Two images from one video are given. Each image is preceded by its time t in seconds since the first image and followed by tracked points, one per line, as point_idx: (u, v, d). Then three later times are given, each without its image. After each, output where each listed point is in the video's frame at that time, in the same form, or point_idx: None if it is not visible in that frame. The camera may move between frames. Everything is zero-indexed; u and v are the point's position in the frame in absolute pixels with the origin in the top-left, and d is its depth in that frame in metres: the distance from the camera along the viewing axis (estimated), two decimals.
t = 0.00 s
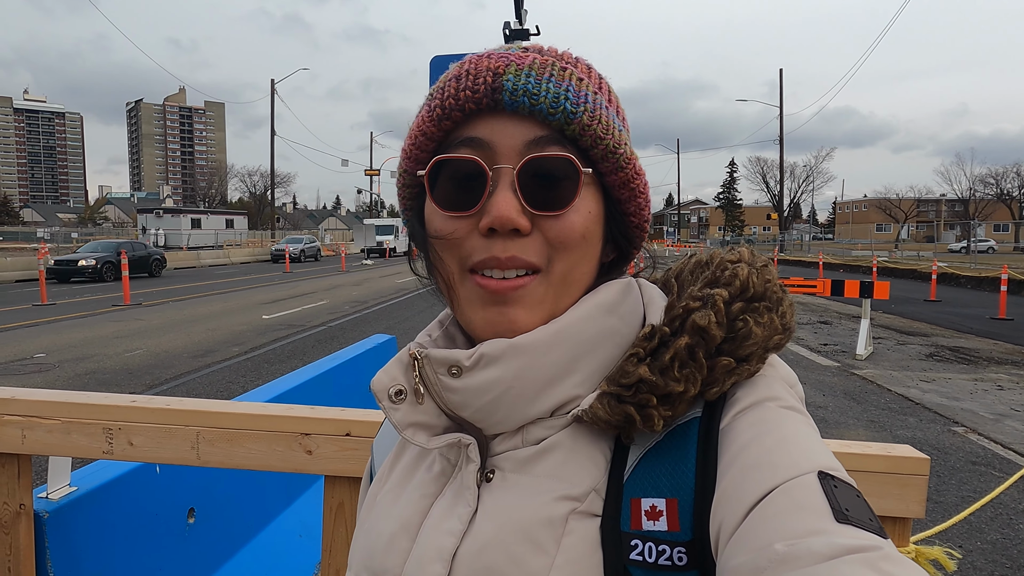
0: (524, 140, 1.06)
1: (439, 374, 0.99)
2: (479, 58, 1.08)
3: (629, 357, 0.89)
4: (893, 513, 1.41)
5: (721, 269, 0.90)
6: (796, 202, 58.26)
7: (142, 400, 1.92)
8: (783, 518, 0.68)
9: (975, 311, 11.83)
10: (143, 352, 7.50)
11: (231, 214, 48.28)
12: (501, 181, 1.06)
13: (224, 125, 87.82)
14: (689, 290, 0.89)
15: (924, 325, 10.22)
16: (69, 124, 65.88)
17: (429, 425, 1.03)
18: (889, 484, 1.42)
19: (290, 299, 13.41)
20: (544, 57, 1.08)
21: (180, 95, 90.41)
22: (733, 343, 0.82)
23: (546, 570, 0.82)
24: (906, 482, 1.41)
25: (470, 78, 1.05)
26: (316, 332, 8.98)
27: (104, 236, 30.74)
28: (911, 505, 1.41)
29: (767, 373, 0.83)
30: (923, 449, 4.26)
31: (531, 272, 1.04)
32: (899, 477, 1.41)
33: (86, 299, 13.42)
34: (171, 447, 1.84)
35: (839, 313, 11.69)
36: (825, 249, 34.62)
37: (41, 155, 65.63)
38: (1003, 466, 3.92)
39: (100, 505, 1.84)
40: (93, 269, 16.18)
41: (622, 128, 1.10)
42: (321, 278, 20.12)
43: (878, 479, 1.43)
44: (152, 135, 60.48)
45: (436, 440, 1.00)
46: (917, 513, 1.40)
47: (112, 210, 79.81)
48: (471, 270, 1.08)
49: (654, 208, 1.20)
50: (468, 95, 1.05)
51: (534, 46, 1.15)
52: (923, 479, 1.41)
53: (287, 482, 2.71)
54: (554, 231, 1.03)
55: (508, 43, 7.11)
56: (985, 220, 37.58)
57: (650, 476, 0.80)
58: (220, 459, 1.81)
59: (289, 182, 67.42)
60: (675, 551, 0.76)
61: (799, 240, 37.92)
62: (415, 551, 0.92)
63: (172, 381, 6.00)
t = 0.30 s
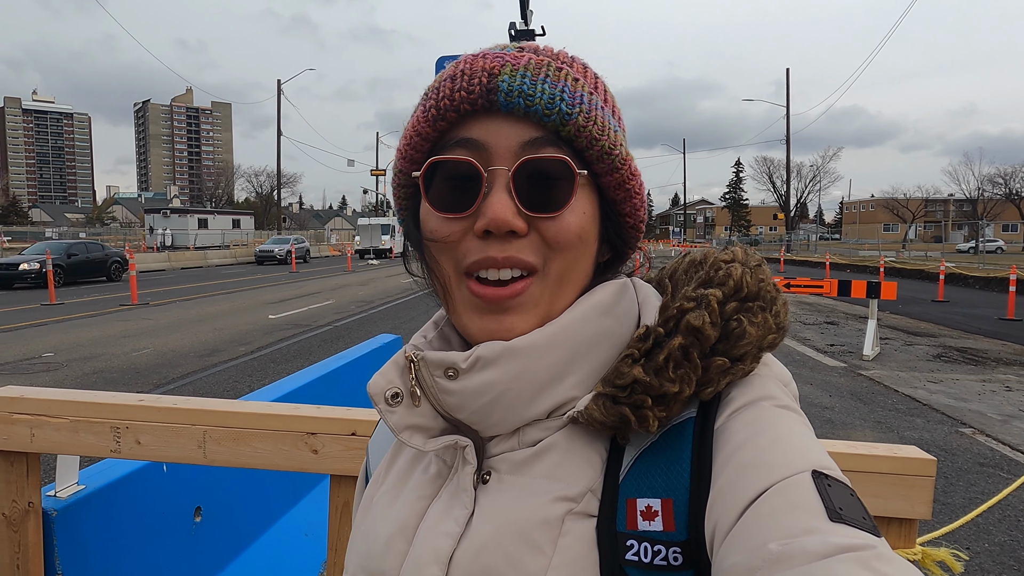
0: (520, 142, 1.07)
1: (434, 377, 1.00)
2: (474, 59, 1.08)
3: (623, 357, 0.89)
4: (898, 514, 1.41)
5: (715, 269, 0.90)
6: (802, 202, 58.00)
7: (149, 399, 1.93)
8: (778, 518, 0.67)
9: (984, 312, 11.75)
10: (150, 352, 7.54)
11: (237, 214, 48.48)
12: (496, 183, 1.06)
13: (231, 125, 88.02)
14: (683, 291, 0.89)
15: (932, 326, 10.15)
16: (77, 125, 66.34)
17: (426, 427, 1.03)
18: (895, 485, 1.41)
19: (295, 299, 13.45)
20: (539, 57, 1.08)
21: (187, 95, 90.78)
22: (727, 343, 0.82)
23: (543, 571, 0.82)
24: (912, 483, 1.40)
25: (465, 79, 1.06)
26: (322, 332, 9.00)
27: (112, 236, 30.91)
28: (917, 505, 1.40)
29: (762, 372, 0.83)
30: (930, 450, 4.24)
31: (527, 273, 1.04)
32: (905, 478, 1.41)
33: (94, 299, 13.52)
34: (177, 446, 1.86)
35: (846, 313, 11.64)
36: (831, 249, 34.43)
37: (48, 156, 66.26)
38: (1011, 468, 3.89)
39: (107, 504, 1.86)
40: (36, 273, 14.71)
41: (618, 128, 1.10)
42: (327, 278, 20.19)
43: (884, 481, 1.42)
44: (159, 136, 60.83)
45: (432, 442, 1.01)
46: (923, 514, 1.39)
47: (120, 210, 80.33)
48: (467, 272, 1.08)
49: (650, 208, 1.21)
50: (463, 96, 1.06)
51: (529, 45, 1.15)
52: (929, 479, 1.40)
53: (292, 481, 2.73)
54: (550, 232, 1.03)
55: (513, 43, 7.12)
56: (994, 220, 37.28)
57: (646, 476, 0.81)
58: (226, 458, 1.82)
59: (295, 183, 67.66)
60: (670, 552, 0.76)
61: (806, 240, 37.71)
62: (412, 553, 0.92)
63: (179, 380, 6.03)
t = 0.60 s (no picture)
0: (511, 152, 1.07)
1: (423, 390, 1.00)
2: (465, 70, 1.09)
3: (612, 370, 0.89)
4: (900, 520, 1.41)
5: (703, 282, 0.90)
6: (807, 203, 57.86)
7: (152, 403, 1.94)
8: (763, 529, 0.68)
9: (990, 313, 11.69)
10: (154, 353, 7.57)
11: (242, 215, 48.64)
12: (487, 193, 1.06)
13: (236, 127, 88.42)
14: (671, 304, 0.90)
15: (937, 328, 10.11)
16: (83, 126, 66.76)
17: (415, 440, 1.04)
18: (897, 491, 1.41)
19: (299, 300, 13.49)
20: (529, 68, 1.09)
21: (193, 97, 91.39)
22: (714, 356, 0.82)
23: None
24: (914, 489, 1.39)
25: (456, 90, 1.06)
26: (326, 334, 9.01)
27: (117, 237, 31.04)
28: (919, 511, 1.40)
29: (749, 384, 0.84)
30: (934, 453, 4.23)
31: (517, 283, 1.04)
32: (906, 483, 1.40)
33: (99, 300, 13.59)
34: (180, 450, 1.87)
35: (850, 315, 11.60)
36: (836, 251, 34.31)
37: (54, 157, 66.68)
38: (1016, 471, 3.87)
39: (110, 507, 1.87)
40: None
41: (608, 139, 1.11)
42: (331, 279, 20.23)
43: (886, 487, 1.42)
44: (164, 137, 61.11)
45: (422, 454, 1.01)
46: (926, 520, 1.39)
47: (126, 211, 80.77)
48: (457, 281, 1.09)
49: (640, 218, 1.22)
50: (454, 107, 1.06)
51: (520, 56, 1.15)
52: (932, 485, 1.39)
53: (295, 484, 2.74)
54: (540, 242, 1.04)
55: (516, 46, 7.13)
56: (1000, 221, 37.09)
57: (634, 488, 0.81)
58: (229, 462, 1.83)
59: (300, 184, 67.84)
60: (659, 564, 0.76)
61: (810, 241, 37.58)
62: (404, 563, 0.92)
63: (183, 382, 6.06)
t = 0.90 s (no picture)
0: (509, 149, 1.08)
1: (423, 385, 1.01)
2: (463, 66, 1.10)
3: (611, 364, 0.90)
4: (901, 518, 1.42)
5: (700, 276, 0.91)
6: (808, 204, 57.79)
7: (155, 401, 1.95)
8: (762, 520, 0.68)
9: (992, 315, 11.69)
10: (156, 354, 7.58)
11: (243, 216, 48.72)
12: (486, 189, 1.08)
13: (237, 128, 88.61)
14: (669, 298, 0.91)
15: (938, 329, 10.10)
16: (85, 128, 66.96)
17: (416, 434, 1.05)
18: (899, 489, 1.41)
19: (301, 301, 13.51)
20: (527, 64, 1.10)
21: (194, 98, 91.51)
22: (713, 349, 0.83)
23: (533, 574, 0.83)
24: (917, 487, 1.40)
25: (454, 86, 1.07)
26: (327, 335, 9.03)
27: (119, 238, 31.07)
28: (920, 510, 1.40)
29: (747, 376, 0.85)
30: (936, 453, 4.23)
31: (516, 278, 1.05)
32: (909, 481, 1.40)
33: (100, 300, 13.62)
34: (184, 447, 1.87)
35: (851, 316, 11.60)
36: (838, 252, 34.29)
37: (57, 159, 66.92)
38: (1018, 472, 3.87)
39: (113, 505, 1.87)
40: None
41: (606, 135, 1.11)
42: (332, 280, 20.21)
43: (888, 484, 1.42)
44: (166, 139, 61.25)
45: (422, 448, 1.02)
46: (926, 518, 1.39)
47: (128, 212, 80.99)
48: (456, 276, 1.10)
49: (639, 213, 1.22)
50: (452, 104, 1.07)
51: (518, 52, 1.16)
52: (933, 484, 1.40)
53: (298, 482, 2.74)
54: (539, 239, 1.04)
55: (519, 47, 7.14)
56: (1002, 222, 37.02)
57: (632, 481, 0.82)
58: (232, 460, 1.83)
59: (301, 185, 67.93)
60: (658, 555, 0.77)
61: (812, 242, 37.54)
62: (405, 557, 0.93)
63: (185, 382, 6.07)
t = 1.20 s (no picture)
0: (509, 145, 1.08)
1: (426, 382, 1.01)
2: (462, 63, 1.10)
3: (613, 361, 0.90)
4: (904, 517, 1.42)
5: (703, 272, 0.91)
6: (808, 205, 57.79)
7: (158, 401, 1.95)
8: (766, 516, 0.69)
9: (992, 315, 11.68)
10: (157, 354, 7.60)
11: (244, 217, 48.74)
12: (486, 186, 1.08)
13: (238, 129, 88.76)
14: (671, 294, 0.91)
15: (939, 330, 10.11)
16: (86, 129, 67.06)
17: (419, 431, 1.05)
18: (903, 489, 1.41)
19: (302, 301, 13.53)
20: (526, 60, 1.10)
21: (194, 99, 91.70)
22: (716, 345, 0.83)
23: (536, 572, 0.83)
24: (920, 486, 1.40)
25: (453, 83, 1.08)
26: (328, 335, 9.04)
27: (120, 239, 31.10)
28: (924, 509, 1.40)
29: (750, 372, 0.85)
30: (937, 454, 4.23)
31: (516, 274, 1.05)
32: (912, 481, 1.41)
33: (101, 301, 13.65)
34: (187, 447, 1.87)
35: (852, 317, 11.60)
36: (839, 253, 34.28)
37: (58, 159, 67.00)
38: (1019, 472, 3.87)
39: (115, 505, 1.87)
40: None
41: (606, 130, 1.11)
42: (332, 281, 20.20)
43: (891, 484, 1.42)
44: (167, 140, 61.33)
45: (426, 446, 1.02)
46: (930, 517, 1.39)
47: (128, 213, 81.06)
48: (457, 273, 1.10)
49: (640, 209, 1.22)
50: (451, 101, 1.07)
51: (517, 49, 1.16)
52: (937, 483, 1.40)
53: (300, 482, 2.74)
54: (539, 234, 1.04)
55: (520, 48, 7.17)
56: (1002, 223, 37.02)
57: (636, 478, 0.82)
58: (235, 459, 1.83)
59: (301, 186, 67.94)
60: (661, 552, 0.77)
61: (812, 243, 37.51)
62: (409, 555, 0.93)
63: (187, 383, 6.09)
